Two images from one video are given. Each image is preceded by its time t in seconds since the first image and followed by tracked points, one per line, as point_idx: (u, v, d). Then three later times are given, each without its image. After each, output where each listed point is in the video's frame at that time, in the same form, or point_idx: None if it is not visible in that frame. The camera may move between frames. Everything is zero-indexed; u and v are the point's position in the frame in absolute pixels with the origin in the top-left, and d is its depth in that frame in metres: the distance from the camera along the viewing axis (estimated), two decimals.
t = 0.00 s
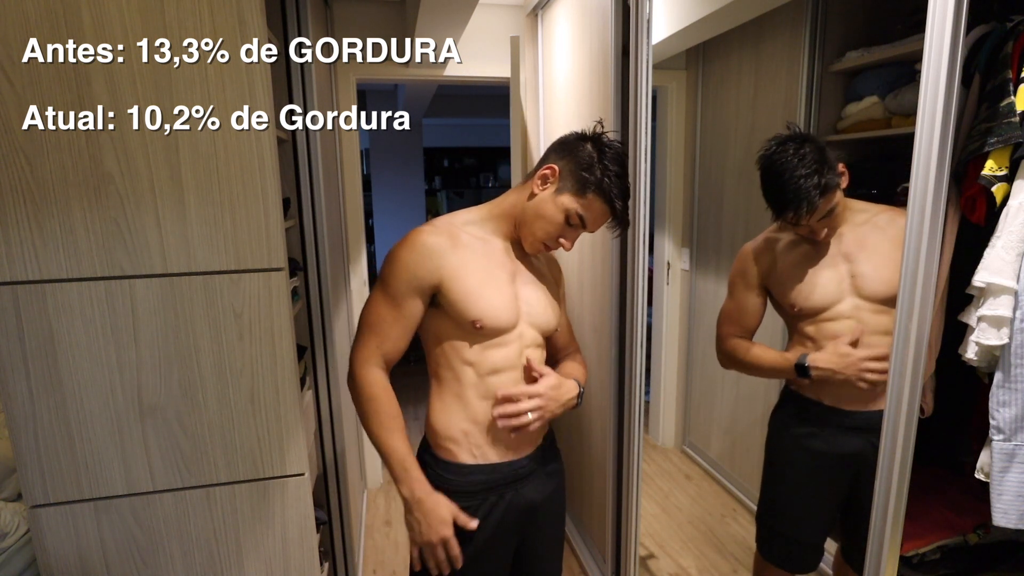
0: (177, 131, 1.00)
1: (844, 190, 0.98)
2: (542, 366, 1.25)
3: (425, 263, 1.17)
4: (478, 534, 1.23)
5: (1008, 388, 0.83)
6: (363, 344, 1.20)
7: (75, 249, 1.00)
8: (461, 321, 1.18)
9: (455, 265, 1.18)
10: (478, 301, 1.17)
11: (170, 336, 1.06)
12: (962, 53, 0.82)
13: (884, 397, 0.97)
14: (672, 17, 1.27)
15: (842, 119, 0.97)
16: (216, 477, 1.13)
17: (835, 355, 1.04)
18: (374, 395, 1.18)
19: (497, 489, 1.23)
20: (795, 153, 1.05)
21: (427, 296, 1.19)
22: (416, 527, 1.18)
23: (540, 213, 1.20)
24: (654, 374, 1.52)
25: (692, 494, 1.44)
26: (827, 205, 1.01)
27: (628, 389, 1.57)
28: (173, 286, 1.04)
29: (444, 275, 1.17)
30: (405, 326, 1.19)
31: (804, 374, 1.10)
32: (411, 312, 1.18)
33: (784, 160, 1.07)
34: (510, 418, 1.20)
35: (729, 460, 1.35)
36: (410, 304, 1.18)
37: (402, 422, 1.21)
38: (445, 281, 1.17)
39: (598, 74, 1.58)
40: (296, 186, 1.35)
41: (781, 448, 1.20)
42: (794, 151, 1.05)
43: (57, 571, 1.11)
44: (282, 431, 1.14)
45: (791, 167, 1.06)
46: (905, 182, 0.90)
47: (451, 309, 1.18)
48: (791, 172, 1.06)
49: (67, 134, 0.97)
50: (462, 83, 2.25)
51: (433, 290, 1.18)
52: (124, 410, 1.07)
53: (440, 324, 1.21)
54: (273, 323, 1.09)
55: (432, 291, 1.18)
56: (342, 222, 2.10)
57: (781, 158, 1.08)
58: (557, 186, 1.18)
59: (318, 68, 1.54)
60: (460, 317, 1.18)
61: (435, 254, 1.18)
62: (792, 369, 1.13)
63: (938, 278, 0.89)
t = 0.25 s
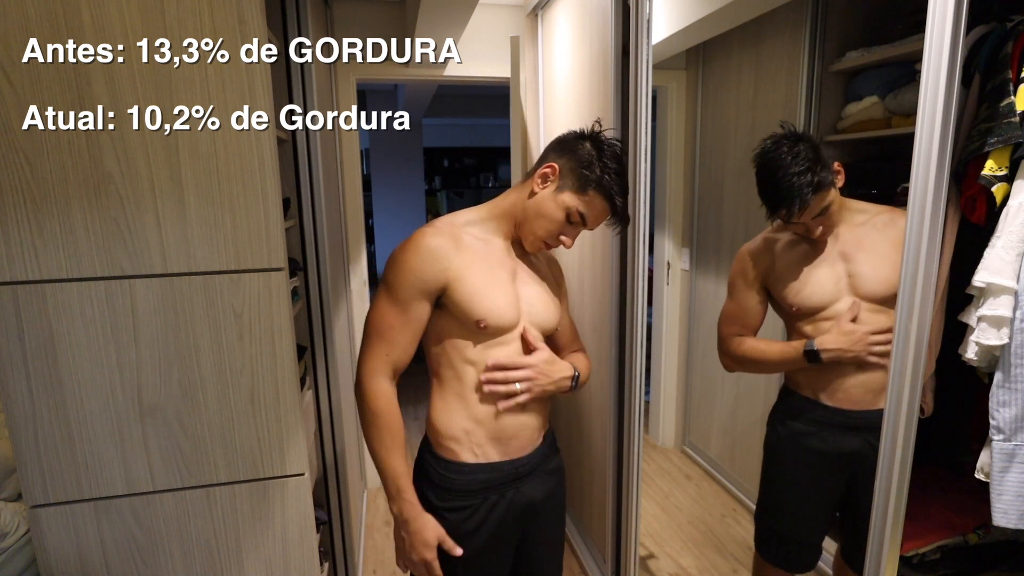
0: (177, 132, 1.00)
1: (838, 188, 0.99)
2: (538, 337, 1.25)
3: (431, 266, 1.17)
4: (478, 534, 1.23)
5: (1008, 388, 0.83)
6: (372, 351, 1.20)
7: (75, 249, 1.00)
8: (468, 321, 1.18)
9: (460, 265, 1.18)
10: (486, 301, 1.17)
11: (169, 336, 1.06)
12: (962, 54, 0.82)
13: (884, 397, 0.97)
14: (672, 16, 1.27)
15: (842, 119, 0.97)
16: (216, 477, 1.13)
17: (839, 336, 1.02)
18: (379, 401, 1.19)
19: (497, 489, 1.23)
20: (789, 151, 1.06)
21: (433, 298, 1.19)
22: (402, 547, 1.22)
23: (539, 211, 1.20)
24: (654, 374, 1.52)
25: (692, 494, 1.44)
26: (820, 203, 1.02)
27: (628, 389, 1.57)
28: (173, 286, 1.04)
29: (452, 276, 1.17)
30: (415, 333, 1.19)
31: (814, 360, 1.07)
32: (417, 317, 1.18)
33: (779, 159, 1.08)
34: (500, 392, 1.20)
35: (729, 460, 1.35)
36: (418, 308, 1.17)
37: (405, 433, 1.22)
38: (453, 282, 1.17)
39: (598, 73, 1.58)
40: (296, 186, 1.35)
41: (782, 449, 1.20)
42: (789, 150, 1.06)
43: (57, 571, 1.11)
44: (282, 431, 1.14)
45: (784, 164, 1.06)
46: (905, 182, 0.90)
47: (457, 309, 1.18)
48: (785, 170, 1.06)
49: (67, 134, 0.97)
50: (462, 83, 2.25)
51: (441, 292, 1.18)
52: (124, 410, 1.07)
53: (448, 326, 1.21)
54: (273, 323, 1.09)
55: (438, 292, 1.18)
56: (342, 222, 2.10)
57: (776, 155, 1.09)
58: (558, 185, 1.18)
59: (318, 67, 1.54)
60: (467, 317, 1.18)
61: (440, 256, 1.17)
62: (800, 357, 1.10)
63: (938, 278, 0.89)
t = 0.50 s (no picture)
0: (177, 132, 1.00)
1: (839, 187, 0.99)
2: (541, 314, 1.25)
3: (434, 267, 1.16)
4: (479, 534, 1.23)
5: (1008, 388, 0.83)
6: (376, 353, 1.20)
7: (75, 249, 1.00)
8: (472, 320, 1.18)
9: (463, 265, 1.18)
10: (487, 301, 1.18)
11: (169, 336, 1.06)
12: (962, 54, 0.82)
13: (884, 397, 0.97)
14: (672, 16, 1.27)
15: (842, 119, 0.97)
16: (216, 477, 1.13)
17: (838, 317, 1.02)
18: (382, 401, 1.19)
19: (497, 489, 1.23)
20: (790, 149, 1.06)
21: (437, 301, 1.18)
22: (396, 550, 1.23)
23: (536, 209, 1.20)
24: (654, 374, 1.52)
25: (692, 494, 1.44)
26: (820, 201, 1.02)
27: (628, 389, 1.57)
28: (173, 286, 1.04)
29: (456, 276, 1.17)
30: (419, 336, 1.18)
31: (818, 346, 1.06)
32: (421, 319, 1.17)
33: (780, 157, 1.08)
34: (495, 371, 1.20)
35: (729, 460, 1.35)
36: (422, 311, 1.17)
37: (405, 436, 1.22)
38: (457, 282, 1.17)
39: (598, 73, 1.58)
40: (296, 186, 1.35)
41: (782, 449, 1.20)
42: (790, 148, 1.06)
43: (57, 571, 1.11)
44: (282, 431, 1.14)
45: (786, 162, 1.07)
46: (905, 182, 0.90)
47: (461, 309, 1.18)
48: (787, 169, 1.07)
49: (67, 134, 0.97)
50: (462, 83, 2.25)
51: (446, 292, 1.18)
52: (124, 410, 1.07)
53: (450, 328, 1.21)
54: (273, 323, 1.09)
55: (442, 293, 1.18)
56: (342, 222, 2.10)
57: (779, 153, 1.09)
58: (555, 184, 1.18)
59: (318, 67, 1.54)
60: (471, 317, 1.18)
61: (441, 257, 1.17)
62: (804, 344, 1.09)
63: (938, 277, 0.89)
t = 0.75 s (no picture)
0: (177, 132, 1.00)
1: (845, 187, 0.98)
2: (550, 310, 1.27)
3: (432, 268, 1.17)
4: (479, 534, 1.23)
5: (1008, 388, 0.83)
6: (376, 354, 1.20)
7: (75, 249, 1.00)
8: (470, 320, 1.18)
9: (462, 266, 1.19)
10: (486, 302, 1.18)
11: (169, 336, 1.06)
12: (962, 54, 0.82)
13: (884, 397, 0.97)
14: (672, 16, 1.27)
15: (842, 119, 0.97)
16: (216, 477, 1.13)
17: (827, 314, 1.04)
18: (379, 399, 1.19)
19: (497, 489, 1.23)
20: (798, 147, 1.04)
21: (436, 301, 1.18)
22: (397, 551, 1.23)
23: (534, 208, 1.20)
24: (654, 374, 1.52)
25: (692, 494, 1.44)
26: (829, 200, 1.01)
27: (628, 389, 1.57)
28: (173, 286, 1.04)
29: (452, 278, 1.17)
30: (419, 336, 1.18)
31: (808, 343, 1.07)
32: (421, 320, 1.17)
33: (790, 155, 1.06)
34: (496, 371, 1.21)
35: (729, 460, 1.35)
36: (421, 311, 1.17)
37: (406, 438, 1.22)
38: (455, 282, 1.18)
39: (598, 73, 1.58)
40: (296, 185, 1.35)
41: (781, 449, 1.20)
42: (799, 146, 1.04)
43: (57, 571, 1.11)
44: (282, 431, 1.14)
45: (795, 160, 1.05)
46: (905, 182, 0.90)
47: (461, 310, 1.18)
48: (797, 167, 1.04)
49: (67, 134, 0.97)
50: (462, 83, 2.25)
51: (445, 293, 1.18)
52: (124, 410, 1.07)
53: (450, 328, 1.21)
54: (273, 323, 1.09)
55: (441, 294, 1.18)
56: (342, 222, 2.10)
57: (785, 151, 1.07)
58: (551, 183, 1.18)
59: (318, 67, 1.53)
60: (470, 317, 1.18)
61: (439, 258, 1.18)
62: (795, 341, 1.10)
63: (938, 277, 0.89)
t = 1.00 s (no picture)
0: (177, 132, 1.00)
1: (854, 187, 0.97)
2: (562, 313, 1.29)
3: (432, 268, 1.17)
4: (479, 534, 1.23)
5: (1008, 388, 0.83)
6: (377, 354, 1.20)
7: (75, 249, 1.00)
8: (469, 320, 1.18)
9: (463, 266, 1.19)
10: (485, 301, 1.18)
11: (169, 336, 1.06)
12: (962, 54, 0.82)
13: (884, 398, 0.96)
14: (672, 16, 1.27)
15: (842, 119, 0.97)
16: (216, 477, 1.13)
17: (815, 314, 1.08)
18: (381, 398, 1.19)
19: (498, 489, 1.23)
20: (810, 146, 1.03)
21: (435, 302, 1.18)
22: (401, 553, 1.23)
23: (529, 208, 1.20)
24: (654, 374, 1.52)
25: (692, 494, 1.44)
26: (840, 199, 1.00)
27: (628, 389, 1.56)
28: (173, 286, 1.04)
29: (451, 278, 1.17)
30: (419, 337, 1.18)
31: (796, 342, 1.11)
32: (421, 320, 1.17)
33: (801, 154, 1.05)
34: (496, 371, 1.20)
35: (729, 459, 1.35)
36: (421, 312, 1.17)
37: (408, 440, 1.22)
38: (455, 283, 1.18)
39: (598, 73, 1.58)
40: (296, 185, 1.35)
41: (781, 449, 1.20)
42: (812, 144, 1.02)
43: (57, 571, 1.11)
44: (282, 431, 1.14)
45: (807, 159, 1.03)
46: (905, 182, 0.90)
47: (460, 310, 1.18)
48: (809, 165, 1.03)
49: (67, 134, 0.97)
50: (462, 83, 2.25)
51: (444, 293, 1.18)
52: (124, 410, 1.07)
53: (451, 328, 1.21)
54: (273, 323, 1.09)
55: (441, 294, 1.18)
56: (342, 222, 2.10)
57: (797, 149, 1.05)
58: (546, 183, 1.18)
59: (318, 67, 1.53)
60: (469, 317, 1.18)
61: (439, 257, 1.18)
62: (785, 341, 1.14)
63: (938, 277, 0.89)
